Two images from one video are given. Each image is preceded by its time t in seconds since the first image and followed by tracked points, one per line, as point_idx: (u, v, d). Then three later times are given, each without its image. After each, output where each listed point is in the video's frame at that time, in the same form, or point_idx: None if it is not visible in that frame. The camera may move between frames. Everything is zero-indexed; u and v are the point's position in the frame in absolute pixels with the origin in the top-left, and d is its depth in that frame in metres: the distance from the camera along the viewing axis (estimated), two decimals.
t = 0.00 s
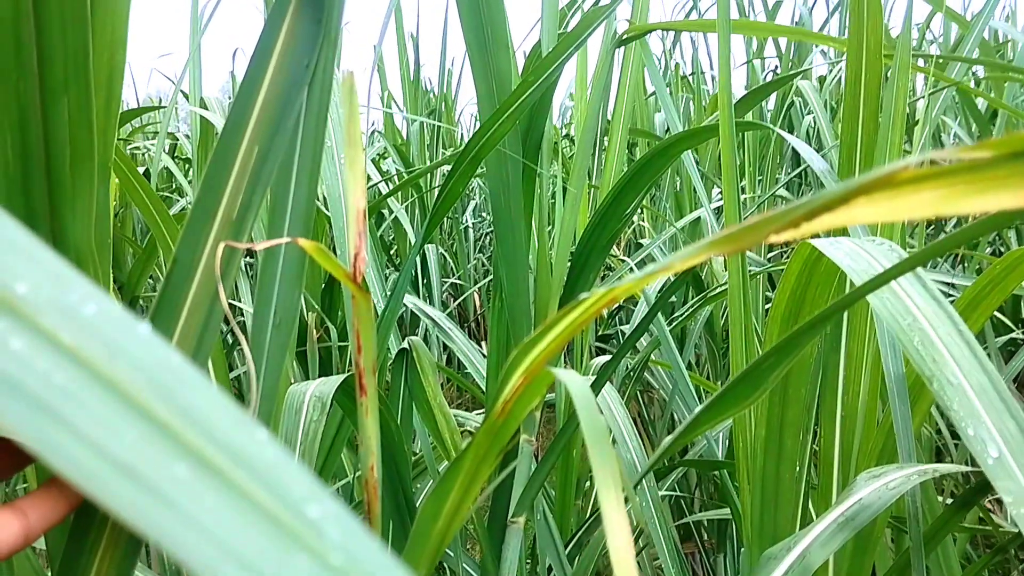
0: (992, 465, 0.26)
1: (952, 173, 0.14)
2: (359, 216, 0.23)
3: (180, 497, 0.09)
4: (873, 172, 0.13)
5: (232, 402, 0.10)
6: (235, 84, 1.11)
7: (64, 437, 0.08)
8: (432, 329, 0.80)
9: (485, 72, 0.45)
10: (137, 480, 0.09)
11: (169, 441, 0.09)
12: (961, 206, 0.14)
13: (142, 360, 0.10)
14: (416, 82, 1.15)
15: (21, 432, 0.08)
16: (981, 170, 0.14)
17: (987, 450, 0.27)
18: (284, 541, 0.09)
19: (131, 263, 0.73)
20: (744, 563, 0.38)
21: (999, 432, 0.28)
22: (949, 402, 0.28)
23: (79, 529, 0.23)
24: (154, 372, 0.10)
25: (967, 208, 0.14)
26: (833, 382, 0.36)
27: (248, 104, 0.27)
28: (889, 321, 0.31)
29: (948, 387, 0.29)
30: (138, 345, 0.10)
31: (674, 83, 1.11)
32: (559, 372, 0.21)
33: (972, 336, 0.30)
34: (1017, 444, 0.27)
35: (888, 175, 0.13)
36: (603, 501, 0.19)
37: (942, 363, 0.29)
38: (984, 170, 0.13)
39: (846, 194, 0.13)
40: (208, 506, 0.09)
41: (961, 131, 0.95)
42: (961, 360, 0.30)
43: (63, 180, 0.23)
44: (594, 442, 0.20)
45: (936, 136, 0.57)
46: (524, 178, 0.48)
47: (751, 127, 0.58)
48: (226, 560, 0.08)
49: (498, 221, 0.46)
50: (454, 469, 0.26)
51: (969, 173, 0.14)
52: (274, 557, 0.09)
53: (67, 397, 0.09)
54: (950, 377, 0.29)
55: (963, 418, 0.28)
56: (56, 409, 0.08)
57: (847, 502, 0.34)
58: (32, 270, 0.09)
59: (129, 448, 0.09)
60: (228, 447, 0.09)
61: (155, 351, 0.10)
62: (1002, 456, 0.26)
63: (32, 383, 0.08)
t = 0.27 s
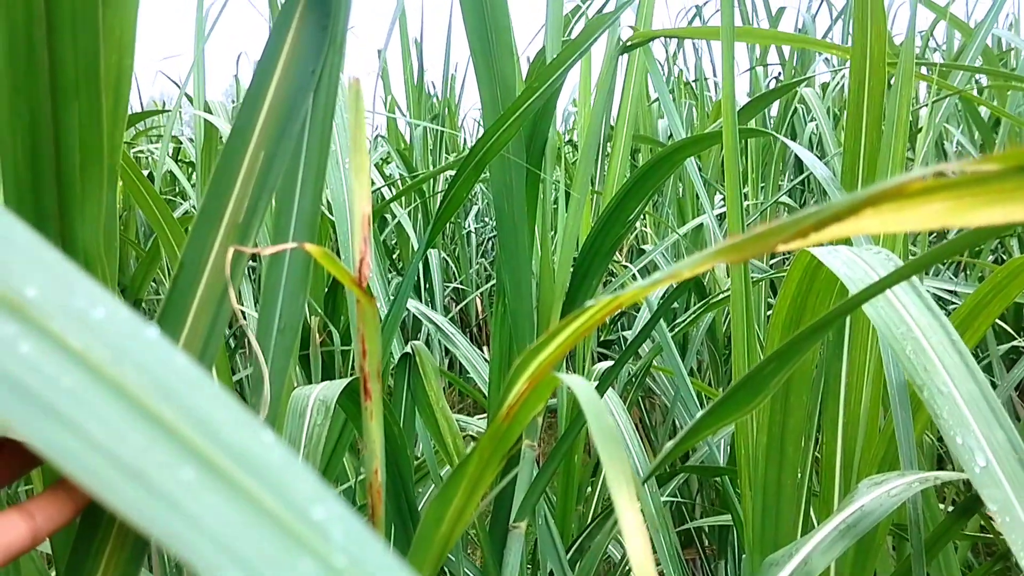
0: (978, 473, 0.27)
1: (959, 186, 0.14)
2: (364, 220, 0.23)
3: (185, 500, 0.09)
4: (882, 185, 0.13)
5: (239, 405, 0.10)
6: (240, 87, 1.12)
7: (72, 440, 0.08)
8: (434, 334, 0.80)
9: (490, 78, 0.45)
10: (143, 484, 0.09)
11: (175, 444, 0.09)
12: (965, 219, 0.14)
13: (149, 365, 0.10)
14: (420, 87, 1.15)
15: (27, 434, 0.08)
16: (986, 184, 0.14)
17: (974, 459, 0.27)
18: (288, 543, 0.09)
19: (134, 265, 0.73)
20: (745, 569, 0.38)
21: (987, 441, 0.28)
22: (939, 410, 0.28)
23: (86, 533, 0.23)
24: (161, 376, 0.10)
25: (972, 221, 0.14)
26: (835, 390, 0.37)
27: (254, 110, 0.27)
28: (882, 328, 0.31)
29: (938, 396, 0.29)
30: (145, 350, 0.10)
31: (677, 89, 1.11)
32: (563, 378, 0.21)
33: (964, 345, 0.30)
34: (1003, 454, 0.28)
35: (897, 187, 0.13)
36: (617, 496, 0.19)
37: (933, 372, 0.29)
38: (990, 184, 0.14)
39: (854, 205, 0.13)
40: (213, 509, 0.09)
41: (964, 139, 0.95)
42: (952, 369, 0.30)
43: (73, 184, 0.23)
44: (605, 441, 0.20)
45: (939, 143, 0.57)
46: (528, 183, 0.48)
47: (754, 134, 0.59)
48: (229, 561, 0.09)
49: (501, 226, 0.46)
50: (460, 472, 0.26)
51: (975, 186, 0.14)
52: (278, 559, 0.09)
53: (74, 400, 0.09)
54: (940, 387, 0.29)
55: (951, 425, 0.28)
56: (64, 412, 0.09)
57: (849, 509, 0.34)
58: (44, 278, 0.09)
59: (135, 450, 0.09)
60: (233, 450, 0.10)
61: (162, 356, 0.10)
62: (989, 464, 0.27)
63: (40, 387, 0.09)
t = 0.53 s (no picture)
0: (961, 478, 0.26)
1: (957, 194, 0.14)
2: (371, 223, 0.23)
3: (196, 500, 0.09)
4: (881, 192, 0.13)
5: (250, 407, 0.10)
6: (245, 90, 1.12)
7: (85, 441, 0.09)
8: (438, 336, 0.80)
9: (495, 82, 0.45)
10: (155, 483, 0.09)
11: (185, 441, 0.09)
12: (959, 227, 0.14)
13: (160, 366, 0.10)
14: (424, 90, 1.16)
15: (40, 434, 0.08)
16: (985, 192, 0.14)
17: (956, 463, 0.27)
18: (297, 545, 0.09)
19: (139, 267, 0.74)
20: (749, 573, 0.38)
21: (970, 446, 0.28)
22: (924, 416, 0.28)
23: (93, 531, 0.23)
24: (172, 377, 0.10)
25: (971, 228, 0.14)
26: (839, 394, 0.37)
27: (262, 114, 0.27)
28: (873, 332, 0.31)
29: (925, 402, 0.29)
30: (156, 350, 0.10)
31: (681, 93, 1.11)
32: (567, 380, 0.21)
33: (953, 351, 0.30)
34: (985, 459, 0.28)
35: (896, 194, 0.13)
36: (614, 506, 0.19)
37: (921, 377, 0.29)
38: (986, 193, 0.14)
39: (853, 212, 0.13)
40: (222, 509, 0.09)
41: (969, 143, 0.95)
42: (940, 375, 0.30)
43: (80, 186, 0.24)
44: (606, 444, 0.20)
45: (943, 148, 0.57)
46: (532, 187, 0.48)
47: (758, 138, 0.59)
48: (239, 562, 0.09)
49: (506, 229, 0.46)
50: (465, 473, 0.26)
51: (974, 194, 0.14)
52: (289, 559, 0.09)
53: (87, 399, 0.09)
54: (928, 393, 0.29)
55: (935, 430, 0.28)
56: (78, 413, 0.09)
57: (852, 513, 0.34)
58: (57, 281, 0.10)
59: (146, 449, 0.09)
60: (244, 451, 0.10)
61: (173, 357, 0.10)
62: (972, 470, 0.27)
63: (53, 387, 0.09)
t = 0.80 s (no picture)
0: (943, 475, 0.26)
1: (954, 187, 0.14)
2: (375, 222, 0.23)
3: (201, 494, 0.09)
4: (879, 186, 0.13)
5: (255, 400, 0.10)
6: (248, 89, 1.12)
7: (91, 435, 0.09)
8: (441, 336, 0.80)
9: (498, 81, 0.45)
10: (160, 476, 0.09)
11: (192, 434, 0.09)
12: (957, 220, 0.14)
13: (165, 359, 0.10)
14: (428, 90, 1.16)
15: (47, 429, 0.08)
16: (981, 186, 0.14)
17: (938, 460, 0.27)
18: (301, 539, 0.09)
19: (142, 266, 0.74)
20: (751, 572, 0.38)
21: (952, 444, 0.28)
22: (908, 413, 0.28)
23: (96, 525, 0.23)
24: (177, 370, 0.10)
25: (967, 222, 0.14)
26: (841, 393, 0.37)
27: (267, 113, 0.27)
28: (862, 329, 0.31)
29: (911, 398, 0.29)
30: (162, 343, 0.10)
31: (684, 94, 1.11)
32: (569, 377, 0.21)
33: (940, 351, 0.30)
34: (966, 457, 0.28)
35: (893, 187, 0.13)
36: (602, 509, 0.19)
37: (907, 374, 0.29)
38: (982, 187, 0.14)
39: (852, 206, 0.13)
40: (227, 503, 0.09)
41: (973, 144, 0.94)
42: (927, 374, 0.30)
43: (85, 183, 0.24)
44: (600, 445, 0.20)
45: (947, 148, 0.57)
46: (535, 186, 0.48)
47: (761, 138, 0.59)
48: (245, 554, 0.09)
49: (509, 229, 0.46)
50: (468, 470, 0.26)
51: (970, 187, 0.14)
52: (292, 552, 0.09)
53: (94, 394, 0.09)
54: (914, 389, 0.29)
55: (918, 427, 0.28)
56: (85, 408, 0.09)
57: (855, 512, 0.34)
58: (62, 275, 0.10)
59: (152, 443, 0.09)
60: (250, 446, 0.10)
61: (179, 349, 0.10)
62: (952, 467, 0.27)
63: (60, 382, 0.09)
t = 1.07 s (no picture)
0: (923, 468, 0.26)
1: (955, 174, 0.14)
2: (378, 216, 0.23)
3: (200, 471, 0.09)
4: (882, 173, 0.13)
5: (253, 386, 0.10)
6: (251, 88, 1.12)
7: (92, 412, 0.09)
8: (442, 335, 0.80)
9: (501, 79, 0.45)
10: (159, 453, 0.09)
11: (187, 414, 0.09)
12: (958, 206, 0.14)
13: (165, 343, 0.10)
14: (431, 89, 1.16)
15: (47, 405, 0.08)
16: (981, 172, 0.14)
17: (921, 452, 0.27)
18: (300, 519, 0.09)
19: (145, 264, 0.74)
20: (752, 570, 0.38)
21: (937, 438, 0.28)
22: (893, 405, 0.28)
23: (98, 521, 0.24)
24: (177, 354, 0.10)
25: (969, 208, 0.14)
26: (842, 392, 0.37)
27: (269, 108, 0.27)
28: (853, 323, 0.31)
29: (898, 392, 0.29)
30: (156, 324, 0.10)
31: (687, 94, 1.11)
32: (569, 370, 0.21)
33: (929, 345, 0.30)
34: (950, 451, 0.28)
35: (897, 174, 0.13)
36: (605, 504, 0.19)
37: (896, 369, 0.29)
38: (983, 172, 0.14)
39: (854, 194, 0.13)
40: (226, 480, 0.09)
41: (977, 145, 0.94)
42: (914, 368, 0.30)
43: (87, 176, 0.24)
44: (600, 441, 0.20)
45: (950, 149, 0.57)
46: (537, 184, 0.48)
47: (764, 136, 0.59)
48: (245, 532, 0.08)
49: (511, 226, 0.46)
50: (468, 464, 0.26)
51: (971, 173, 0.14)
52: (289, 528, 0.09)
53: (92, 372, 0.09)
54: (900, 383, 0.29)
55: (903, 420, 0.28)
56: (86, 387, 0.09)
57: (856, 509, 0.33)
58: (62, 260, 0.10)
59: (150, 421, 0.09)
60: (245, 426, 0.10)
61: (173, 331, 0.10)
62: (935, 460, 0.27)
63: (57, 361, 0.09)
